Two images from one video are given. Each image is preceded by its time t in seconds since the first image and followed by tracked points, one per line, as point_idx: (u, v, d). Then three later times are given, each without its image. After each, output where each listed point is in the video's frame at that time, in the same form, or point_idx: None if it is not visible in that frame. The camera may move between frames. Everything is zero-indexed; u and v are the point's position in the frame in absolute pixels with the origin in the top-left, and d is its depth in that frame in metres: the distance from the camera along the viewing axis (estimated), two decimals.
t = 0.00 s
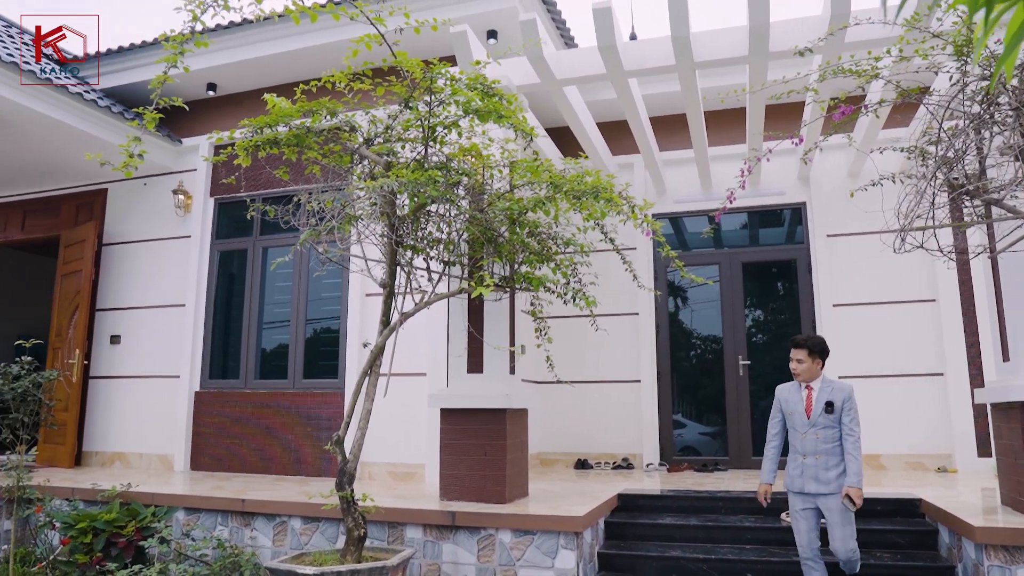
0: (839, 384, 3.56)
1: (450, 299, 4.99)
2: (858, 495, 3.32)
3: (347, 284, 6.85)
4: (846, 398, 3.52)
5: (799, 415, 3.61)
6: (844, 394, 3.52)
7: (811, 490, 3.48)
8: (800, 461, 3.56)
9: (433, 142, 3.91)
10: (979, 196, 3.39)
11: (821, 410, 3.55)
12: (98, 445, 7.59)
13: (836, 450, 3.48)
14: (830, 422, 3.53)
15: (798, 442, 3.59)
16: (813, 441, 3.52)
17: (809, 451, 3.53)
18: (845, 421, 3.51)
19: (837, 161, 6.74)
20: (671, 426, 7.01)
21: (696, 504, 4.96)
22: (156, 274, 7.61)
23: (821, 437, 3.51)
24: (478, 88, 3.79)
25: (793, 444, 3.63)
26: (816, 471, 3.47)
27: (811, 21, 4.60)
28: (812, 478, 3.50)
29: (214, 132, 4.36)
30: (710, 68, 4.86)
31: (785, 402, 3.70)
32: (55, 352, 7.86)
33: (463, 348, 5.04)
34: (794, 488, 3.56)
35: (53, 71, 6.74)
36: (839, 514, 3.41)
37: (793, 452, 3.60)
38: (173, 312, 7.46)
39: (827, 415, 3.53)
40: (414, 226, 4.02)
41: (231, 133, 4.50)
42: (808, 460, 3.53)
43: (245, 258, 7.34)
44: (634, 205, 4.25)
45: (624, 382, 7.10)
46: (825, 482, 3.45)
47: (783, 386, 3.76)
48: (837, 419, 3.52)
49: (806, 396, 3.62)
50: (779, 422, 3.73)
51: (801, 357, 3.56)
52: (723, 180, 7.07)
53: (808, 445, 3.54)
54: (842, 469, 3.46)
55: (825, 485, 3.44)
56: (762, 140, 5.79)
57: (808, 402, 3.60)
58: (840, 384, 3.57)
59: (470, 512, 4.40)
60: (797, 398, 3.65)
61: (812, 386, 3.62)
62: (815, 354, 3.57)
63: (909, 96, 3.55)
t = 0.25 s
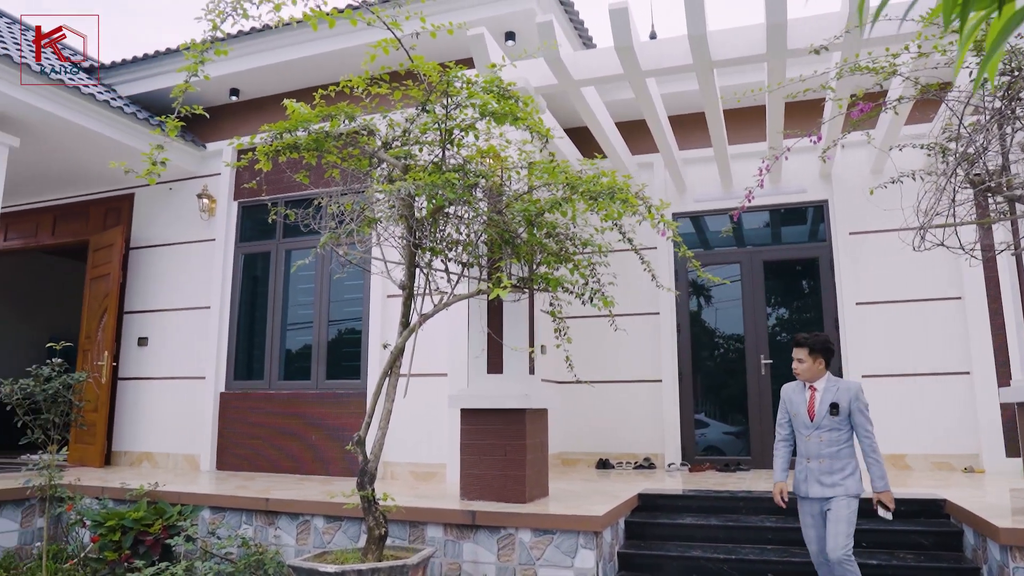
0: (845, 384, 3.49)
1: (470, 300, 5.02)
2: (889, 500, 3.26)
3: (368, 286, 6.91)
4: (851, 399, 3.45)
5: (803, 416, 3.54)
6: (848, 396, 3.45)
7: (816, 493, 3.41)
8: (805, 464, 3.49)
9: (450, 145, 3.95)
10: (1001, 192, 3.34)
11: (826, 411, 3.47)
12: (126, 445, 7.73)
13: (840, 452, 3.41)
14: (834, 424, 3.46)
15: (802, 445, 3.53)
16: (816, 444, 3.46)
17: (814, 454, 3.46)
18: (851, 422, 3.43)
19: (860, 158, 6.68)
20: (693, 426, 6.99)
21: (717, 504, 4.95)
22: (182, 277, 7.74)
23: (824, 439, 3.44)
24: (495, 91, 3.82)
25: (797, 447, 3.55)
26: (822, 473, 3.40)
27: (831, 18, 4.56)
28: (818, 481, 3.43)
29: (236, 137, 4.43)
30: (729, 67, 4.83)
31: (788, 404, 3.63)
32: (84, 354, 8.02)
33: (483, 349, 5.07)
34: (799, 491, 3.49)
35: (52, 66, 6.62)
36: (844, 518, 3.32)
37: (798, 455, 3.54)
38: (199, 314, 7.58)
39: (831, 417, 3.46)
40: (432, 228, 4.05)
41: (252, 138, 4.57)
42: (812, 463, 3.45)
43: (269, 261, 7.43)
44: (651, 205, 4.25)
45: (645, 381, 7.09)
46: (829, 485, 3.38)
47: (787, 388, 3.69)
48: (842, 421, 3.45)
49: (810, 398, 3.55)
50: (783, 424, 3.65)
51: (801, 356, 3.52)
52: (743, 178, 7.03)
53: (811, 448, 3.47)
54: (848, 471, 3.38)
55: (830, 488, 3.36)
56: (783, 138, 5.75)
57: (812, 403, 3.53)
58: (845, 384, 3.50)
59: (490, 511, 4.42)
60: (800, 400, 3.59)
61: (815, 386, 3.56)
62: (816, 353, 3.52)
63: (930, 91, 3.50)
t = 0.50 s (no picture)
0: (859, 408, 3.11)
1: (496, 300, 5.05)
2: (908, 536, 2.92)
3: (396, 286, 6.99)
4: (865, 424, 3.06)
5: (812, 441, 3.18)
6: (862, 420, 3.07)
7: (824, 527, 3.04)
8: (813, 495, 3.12)
9: (473, 146, 3.99)
10: None
11: (836, 436, 3.10)
12: (162, 444, 7.91)
13: (851, 482, 3.03)
14: (845, 451, 3.08)
15: (811, 473, 3.16)
16: (824, 473, 3.09)
17: (822, 483, 3.09)
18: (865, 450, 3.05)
19: (890, 153, 6.59)
20: (722, 425, 6.95)
21: (745, 503, 4.91)
22: (214, 279, 7.89)
23: (833, 468, 3.08)
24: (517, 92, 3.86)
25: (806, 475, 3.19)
26: (828, 505, 3.03)
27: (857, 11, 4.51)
28: (825, 513, 3.05)
29: (264, 141, 4.51)
30: (753, 63, 4.80)
31: (799, 426, 3.27)
32: (121, 355, 8.22)
33: (509, 349, 5.11)
34: (807, 524, 3.13)
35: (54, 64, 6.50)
36: (853, 555, 2.95)
37: (806, 484, 3.17)
38: (231, 315, 7.72)
39: (842, 443, 3.08)
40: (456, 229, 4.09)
41: (280, 142, 4.65)
42: (820, 493, 3.08)
43: (299, 262, 7.55)
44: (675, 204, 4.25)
45: (673, 380, 7.06)
46: (839, 519, 3.00)
47: (799, 408, 3.33)
48: (854, 448, 3.07)
49: (820, 420, 3.19)
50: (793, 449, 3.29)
51: (811, 373, 3.16)
52: (771, 176, 6.98)
53: (820, 477, 3.10)
54: (860, 504, 2.99)
55: (838, 523, 2.99)
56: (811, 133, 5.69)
57: (822, 427, 3.16)
58: (860, 407, 3.11)
59: (517, 510, 4.45)
60: (810, 422, 3.23)
61: (827, 408, 3.19)
62: (830, 369, 3.15)
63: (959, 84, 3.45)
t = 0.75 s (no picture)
0: (858, 405, 3.01)
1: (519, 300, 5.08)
2: (869, 535, 2.73)
3: (420, 287, 7.05)
4: (863, 422, 2.96)
5: (812, 440, 3.11)
6: (860, 418, 2.97)
7: (824, 530, 2.96)
8: (813, 496, 3.06)
9: (494, 147, 4.02)
10: None
11: (834, 435, 3.02)
12: (193, 443, 8.05)
13: (852, 483, 2.96)
14: (845, 451, 3.00)
15: (812, 474, 3.10)
16: (824, 474, 3.02)
17: (822, 484, 3.02)
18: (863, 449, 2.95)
19: (918, 148, 6.49)
20: (749, 425, 6.89)
21: (770, 503, 4.88)
22: (243, 281, 8.02)
23: (833, 469, 3.00)
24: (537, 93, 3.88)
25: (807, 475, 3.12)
26: (829, 507, 2.97)
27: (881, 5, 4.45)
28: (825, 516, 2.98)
29: (289, 145, 4.58)
30: (776, 60, 4.76)
31: (799, 424, 3.20)
32: (153, 355, 8.38)
33: (532, 349, 5.13)
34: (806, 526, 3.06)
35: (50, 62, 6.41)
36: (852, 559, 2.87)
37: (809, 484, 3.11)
38: (259, 316, 7.84)
39: (841, 443, 3.00)
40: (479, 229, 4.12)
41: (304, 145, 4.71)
42: (820, 495, 3.01)
43: (325, 263, 7.64)
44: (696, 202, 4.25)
45: (698, 380, 7.02)
46: (840, 522, 2.93)
47: (801, 405, 3.26)
48: (853, 448, 2.98)
49: (820, 418, 3.11)
50: (796, 448, 3.23)
51: (811, 367, 3.07)
52: (797, 173, 6.91)
53: (820, 478, 3.04)
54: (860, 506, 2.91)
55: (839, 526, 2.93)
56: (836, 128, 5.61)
57: (822, 425, 3.09)
58: (861, 404, 3.02)
59: (541, 508, 4.46)
60: (811, 420, 3.15)
61: (827, 405, 3.10)
62: (830, 363, 3.07)
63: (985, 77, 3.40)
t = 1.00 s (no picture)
0: (844, 413, 2.79)
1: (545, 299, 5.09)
2: (824, 531, 2.51)
3: (449, 287, 7.11)
4: (848, 431, 2.74)
5: (795, 453, 2.87)
6: (846, 427, 2.75)
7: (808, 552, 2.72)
8: (797, 515, 2.82)
9: (518, 146, 4.04)
10: None
11: (818, 446, 2.80)
12: (228, 442, 8.20)
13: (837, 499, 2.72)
14: (829, 463, 2.76)
15: (795, 490, 2.86)
16: (809, 489, 2.78)
17: (805, 501, 2.78)
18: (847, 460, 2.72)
19: (952, 142, 6.36)
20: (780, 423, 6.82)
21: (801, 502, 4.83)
22: (274, 282, 8.15)
23: (818, 483, 2.76)
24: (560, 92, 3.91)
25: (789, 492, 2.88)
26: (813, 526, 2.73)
27: None
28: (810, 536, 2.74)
29: (316, 148, 4.65)
30: (803, 55, 4.71)
31: (781, 437, 2.97)
32: (188, 356, 8.56)
33: (559, 347, 5.14)
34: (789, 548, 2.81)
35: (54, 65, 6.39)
36: None
37: (790, 501, 2.87)
38: (291, 317, 7.96)
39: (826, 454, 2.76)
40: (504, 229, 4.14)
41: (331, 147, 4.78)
42: (804, 513, 2.78)
43: (355, 264, 7.73)
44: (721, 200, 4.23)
45: (728, 378, 6.96)
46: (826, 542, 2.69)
47: (782, 418, 3.03)
48: (838, 459, 2.74)
49: (803, 428, 2.89)
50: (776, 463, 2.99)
51: (794, 373, 2.88)
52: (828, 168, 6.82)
53: (803, 494, 2.80)
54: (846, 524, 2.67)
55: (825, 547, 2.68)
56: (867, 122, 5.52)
57: (805, 436, 2.86)
58: (845, 413, 2.81)
59: (568, 506, 4.47)
60: (793, 433, 2.91)
61: (810, 415, 2.88)
62: (814, 369, 2.87)
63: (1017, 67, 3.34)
